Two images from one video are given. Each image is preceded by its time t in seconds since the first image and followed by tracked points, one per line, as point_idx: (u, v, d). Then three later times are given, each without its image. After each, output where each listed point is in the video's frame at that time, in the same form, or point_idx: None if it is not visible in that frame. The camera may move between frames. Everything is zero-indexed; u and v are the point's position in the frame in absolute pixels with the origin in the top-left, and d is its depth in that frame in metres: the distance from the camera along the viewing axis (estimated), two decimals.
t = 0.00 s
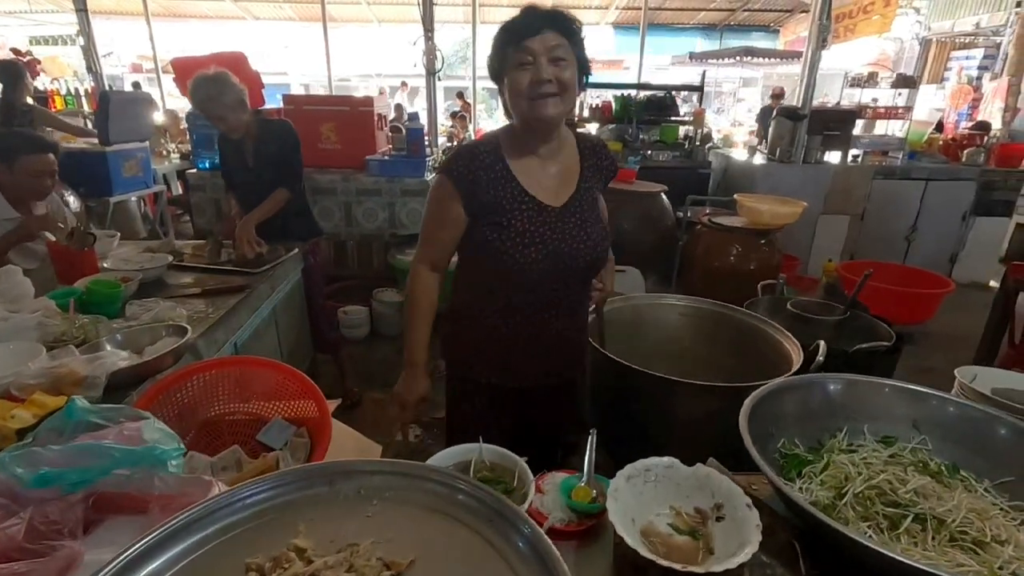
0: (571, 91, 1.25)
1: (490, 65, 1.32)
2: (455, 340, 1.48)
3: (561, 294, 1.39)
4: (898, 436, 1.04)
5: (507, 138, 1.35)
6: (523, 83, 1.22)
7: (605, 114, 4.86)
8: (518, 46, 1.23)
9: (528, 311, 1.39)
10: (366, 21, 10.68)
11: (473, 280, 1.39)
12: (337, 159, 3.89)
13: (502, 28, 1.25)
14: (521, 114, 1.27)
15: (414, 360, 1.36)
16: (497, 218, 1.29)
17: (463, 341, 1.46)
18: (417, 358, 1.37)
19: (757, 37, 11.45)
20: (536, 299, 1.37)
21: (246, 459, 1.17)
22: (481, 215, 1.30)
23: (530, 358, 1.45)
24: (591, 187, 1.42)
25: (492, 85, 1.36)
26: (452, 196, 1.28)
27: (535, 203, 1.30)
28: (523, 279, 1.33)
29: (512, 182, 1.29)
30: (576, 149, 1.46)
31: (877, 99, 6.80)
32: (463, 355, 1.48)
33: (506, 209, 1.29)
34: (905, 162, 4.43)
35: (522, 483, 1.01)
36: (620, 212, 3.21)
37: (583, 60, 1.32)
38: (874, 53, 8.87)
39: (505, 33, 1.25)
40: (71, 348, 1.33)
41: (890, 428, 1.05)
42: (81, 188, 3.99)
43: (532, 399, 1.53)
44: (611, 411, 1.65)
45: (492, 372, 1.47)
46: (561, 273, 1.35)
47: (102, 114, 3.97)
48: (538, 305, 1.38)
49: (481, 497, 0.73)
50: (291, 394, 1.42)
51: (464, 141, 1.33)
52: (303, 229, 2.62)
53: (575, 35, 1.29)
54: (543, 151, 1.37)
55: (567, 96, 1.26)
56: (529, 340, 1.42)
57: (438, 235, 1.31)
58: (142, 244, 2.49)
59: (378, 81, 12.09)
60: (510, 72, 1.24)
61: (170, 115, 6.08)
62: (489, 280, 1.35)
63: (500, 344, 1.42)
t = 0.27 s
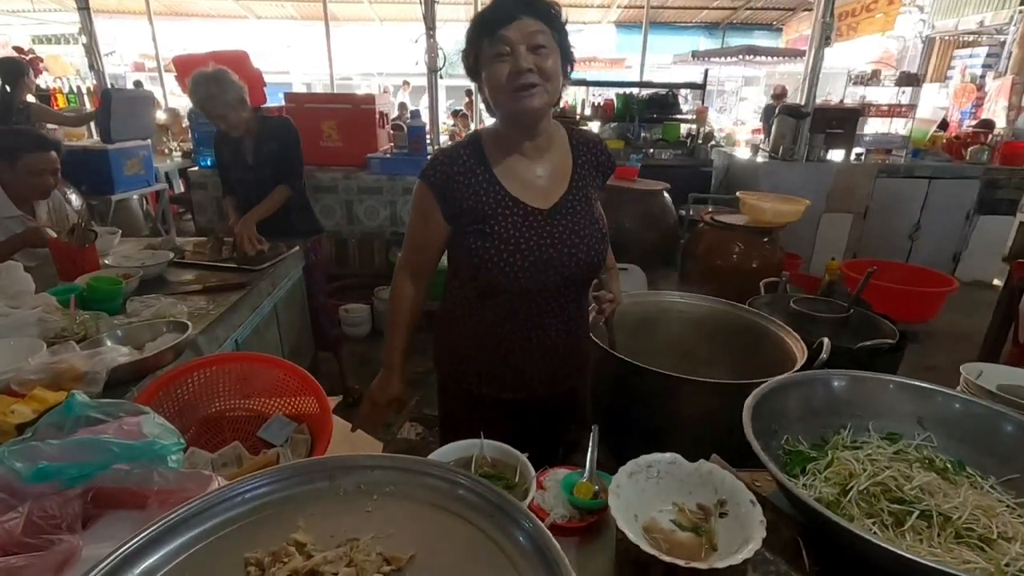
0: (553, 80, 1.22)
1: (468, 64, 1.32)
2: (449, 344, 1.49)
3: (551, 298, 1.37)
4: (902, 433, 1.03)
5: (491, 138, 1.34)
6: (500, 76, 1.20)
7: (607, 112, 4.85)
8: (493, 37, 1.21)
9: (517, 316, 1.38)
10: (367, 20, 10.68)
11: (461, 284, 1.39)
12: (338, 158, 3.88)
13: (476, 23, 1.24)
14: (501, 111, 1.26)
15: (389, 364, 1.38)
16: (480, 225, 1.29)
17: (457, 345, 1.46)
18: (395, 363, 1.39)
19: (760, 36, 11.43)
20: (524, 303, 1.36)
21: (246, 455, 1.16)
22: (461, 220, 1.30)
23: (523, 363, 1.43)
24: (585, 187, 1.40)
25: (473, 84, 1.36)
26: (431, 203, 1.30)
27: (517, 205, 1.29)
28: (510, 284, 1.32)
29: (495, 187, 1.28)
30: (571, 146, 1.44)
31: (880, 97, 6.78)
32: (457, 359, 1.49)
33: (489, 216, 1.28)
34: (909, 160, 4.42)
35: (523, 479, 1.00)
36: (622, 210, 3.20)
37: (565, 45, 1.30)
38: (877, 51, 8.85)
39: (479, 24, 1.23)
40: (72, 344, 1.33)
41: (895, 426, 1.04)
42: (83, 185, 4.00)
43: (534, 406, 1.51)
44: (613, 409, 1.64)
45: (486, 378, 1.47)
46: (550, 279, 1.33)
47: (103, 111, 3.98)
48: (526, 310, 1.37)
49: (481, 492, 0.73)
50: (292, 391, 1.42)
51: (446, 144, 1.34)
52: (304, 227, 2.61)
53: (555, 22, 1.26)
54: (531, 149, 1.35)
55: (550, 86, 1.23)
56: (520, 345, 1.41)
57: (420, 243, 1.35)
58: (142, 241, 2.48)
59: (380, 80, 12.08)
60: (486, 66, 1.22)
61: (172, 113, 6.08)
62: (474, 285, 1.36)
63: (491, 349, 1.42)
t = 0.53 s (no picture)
0: (554, 80, 1.23)
1: (462, 57, 1.30)
2: (440, 345, 1.47)
3: (547, 303, 1.38)
4: (906, 426, 1.03)
5: (487, 137, 1.33)
6: (499, 74, 1.19)
7: (609, 109, 4.85)
8: (491, 32, 1.19)
9: (511, 318, 1.38)
10: (370, 18, 10.68)
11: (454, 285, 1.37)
12: (341, 155, 3.89)
13: (470, 16, 1.22)
14: (499, 109, 1.25)
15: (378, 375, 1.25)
16: (478, 227, 1.28)
17: (448, 347, 1.45)
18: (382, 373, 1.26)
19: (762, 34, 11.42)
20: (519, 307, 1.36)
21: (251, 448, 1.17)
22: (457, 221, 1.29)
23: (516, 365, 1.44)
24: (582, 191, 1.40)
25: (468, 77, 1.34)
26: (425, 202, 1.26)
27: (515, 208, 1.28)
28: (506, 288, 1.31)
29: (495, 189, 1.28)
30: (567, 147, 1.44)
31: (883, 95, 6.76)
32: (449, 361, 1.47)
33: (487, 218, 1.27)
34: (912, 157, 4.41)
35: (528, 470, 0.99)
36: (625, 207, 3.20)
37: (564, 39, 1.29)
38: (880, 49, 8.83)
39: (475, 16, 1.21)
40: (78, 338, 1.33)
41: (898, 418, 1.04)
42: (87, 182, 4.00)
43: (526, 405, 1.52)
44: (615, 404, 1.64)
45: (476, 379, 1.46)
46: (546, 285, 1.34)
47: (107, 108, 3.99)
48: (522, 313, 1.37)
49: (487, 481, 0.73)
50: (296, 385, 1.43)
51: (439, 141, 1.31)
52: (308, 224, 2.62)
53: (553, 17, 1.25)
54: (529, 148, 1.35)
55: (551, 85, 1.23)
56: (513, 347, 1.41)
57: (409, 245, 1.29)
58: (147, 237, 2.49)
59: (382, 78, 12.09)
60: (484, 63, 1.21)
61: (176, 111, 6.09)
62: (469, 286, 1.34)
63: (484, 350, 1.41)
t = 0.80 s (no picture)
0: (563, 79, 1.23)
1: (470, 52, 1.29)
2: (437, 337, 1.46)
3: (544, 300, 1.38)
4: (909, 420, 1.03)
5: (494, 131, 1.32)
6: (509, 73, 1.20)
7: (611, 107, 4.85)
8: (502, 30, 1.19)
9: (507, 315, 1.38)
10: (371, 16, 10.68)
11: (454, 277, 1.36)
12: (344, 152, 3.89)
13: (480, 11, 1.21)
14: (507, 105, 1.25)
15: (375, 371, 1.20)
16: (482, 218, 1.28)
17: (443, 340, 1.45)
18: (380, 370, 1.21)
19: (765, 31, 11.39)
20: (518, 304, 1.36)
21: (257, 441, 1.18)
22: (463, 211, 1.28)
23: (511, 360, 1.44)
24: (584, 191, 1.41)
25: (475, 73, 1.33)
26: (433, 189, 1.25)
27: (521, 204, 1.29)
28: (506, 282, 1.31)
29: (501, 181, 1.28)
30: (573, 150, 1.43)
31: (885, 93, 6.75)
32: (445, 353, 1.46)
33: (492, 210, 1.27)
34: (915, 155, 4.40)
35: (533, 463, 1.00)
36: (627, 204, 3.20)
37: (574, 39, 1.29)
38: (883, 46, 8.82)
39: (485, 11, 1.20)
40: (85, 332, 1.34)
41: (900, 413, 1.04)
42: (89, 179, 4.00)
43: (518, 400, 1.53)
44: (618, 399, 1.65)
45: (468, 373, 1.46)
46: (545, 283, 1.34)
47: (110, 106, 4.01)
48: (519, 309, 1.38)
49: (494, 472, 0.74)
50: (300, 380, 1.43)
51: (448, 129, 1.30)
52: (311, 220, 2.62)
53: (563, 16, 1.25)
54: (536, 147, 1.35)
55: (560, 84, 1.24)
56: (509, 343, 1.42)
57: (413, 231, 1.27)
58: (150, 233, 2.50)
59: (384, 76, 12.09)
60: (494, 60, 1.21)
61: (178, 109, 6.10)
62: (469, 279, 1.34)
63: (479, 344, 1.41)
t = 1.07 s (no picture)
0: (574, 79, 1.23)
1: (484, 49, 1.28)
2: (443, 329, 1.46)
3: (548, 287, 1.39)
4: (914, 418, 1.03)
5: (503, 124, 1.32)
6: (521, 73, 1.20)
7: (614, 105, 4.84)
8: (518, 30, 1.18)
9: (513, 302, 1.38)
10: (374, 14, 10.70)
11: (460, 266, 1.36)
12: (347, 150, 3.89)
13: (495, 10, 1.20)
14: (516, 101, 1.25)
15: (379, 350, 1.24)
16: (487, 204, 1.28)
17: (449, 330, 1.45)
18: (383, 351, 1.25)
19: (769, 29, 11.37)
20: (522, 290, 1.37)
21: (262, 437, 1.18)
22: (469, 198, 1.28)
23: (516, 351, 1.44)
24: (589, 180, 1.41)
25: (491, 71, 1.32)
26: (440, 175, 1.25)
27: (525, 190, 1.29)
28: (512, 267, 1.32)
29: (506, 168, 1.28)
30: (579, 144, 1.42)
31: (890, 91, 6.73)
32: (450, 343, 1.46)
33: (497, 195, 1.27)
34: (920, 153, 4.39)
35: (537, 459, 1.00)
36: (631, 202, 3.20)
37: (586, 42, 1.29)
38: (887, 45, 8.78)
39: (500, 9, 1.19)
40: (90, 328, 1.35)
41: (905, 410, 1.04)
42: (95, 177, 4.03)
43: (523, 394, 1.53)
44: (621, 397, 1.65)
45: (473, 365, 1.46)
46: (550, 268, 1.34)
47: (115, 104, 4.03)
48: (524, 298, 1.38)
49: (499, 468, 0.74)
50: (304, 376, 1.44)
51: (456, 120, 1.30)
52: (314, 218, 2.62)
53: (578, 17, 1.25)
54: (543, 140, 1.35)
55: (569, 85, 1.24)
56: (513, 333, 1.42)
57: (421, 219, 1.28)
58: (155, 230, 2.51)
59: (387, 75, 12.09)
60: (508, 59, 1.20)
61: (182, 107, 6.11)
62: (474, 267, 1.34)
63: (484, 334, 1.41)
